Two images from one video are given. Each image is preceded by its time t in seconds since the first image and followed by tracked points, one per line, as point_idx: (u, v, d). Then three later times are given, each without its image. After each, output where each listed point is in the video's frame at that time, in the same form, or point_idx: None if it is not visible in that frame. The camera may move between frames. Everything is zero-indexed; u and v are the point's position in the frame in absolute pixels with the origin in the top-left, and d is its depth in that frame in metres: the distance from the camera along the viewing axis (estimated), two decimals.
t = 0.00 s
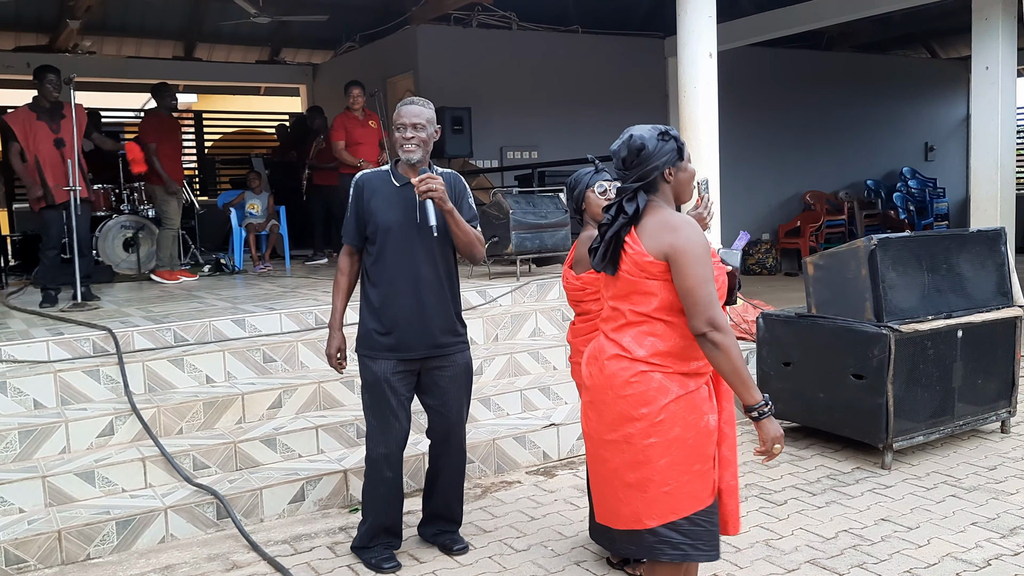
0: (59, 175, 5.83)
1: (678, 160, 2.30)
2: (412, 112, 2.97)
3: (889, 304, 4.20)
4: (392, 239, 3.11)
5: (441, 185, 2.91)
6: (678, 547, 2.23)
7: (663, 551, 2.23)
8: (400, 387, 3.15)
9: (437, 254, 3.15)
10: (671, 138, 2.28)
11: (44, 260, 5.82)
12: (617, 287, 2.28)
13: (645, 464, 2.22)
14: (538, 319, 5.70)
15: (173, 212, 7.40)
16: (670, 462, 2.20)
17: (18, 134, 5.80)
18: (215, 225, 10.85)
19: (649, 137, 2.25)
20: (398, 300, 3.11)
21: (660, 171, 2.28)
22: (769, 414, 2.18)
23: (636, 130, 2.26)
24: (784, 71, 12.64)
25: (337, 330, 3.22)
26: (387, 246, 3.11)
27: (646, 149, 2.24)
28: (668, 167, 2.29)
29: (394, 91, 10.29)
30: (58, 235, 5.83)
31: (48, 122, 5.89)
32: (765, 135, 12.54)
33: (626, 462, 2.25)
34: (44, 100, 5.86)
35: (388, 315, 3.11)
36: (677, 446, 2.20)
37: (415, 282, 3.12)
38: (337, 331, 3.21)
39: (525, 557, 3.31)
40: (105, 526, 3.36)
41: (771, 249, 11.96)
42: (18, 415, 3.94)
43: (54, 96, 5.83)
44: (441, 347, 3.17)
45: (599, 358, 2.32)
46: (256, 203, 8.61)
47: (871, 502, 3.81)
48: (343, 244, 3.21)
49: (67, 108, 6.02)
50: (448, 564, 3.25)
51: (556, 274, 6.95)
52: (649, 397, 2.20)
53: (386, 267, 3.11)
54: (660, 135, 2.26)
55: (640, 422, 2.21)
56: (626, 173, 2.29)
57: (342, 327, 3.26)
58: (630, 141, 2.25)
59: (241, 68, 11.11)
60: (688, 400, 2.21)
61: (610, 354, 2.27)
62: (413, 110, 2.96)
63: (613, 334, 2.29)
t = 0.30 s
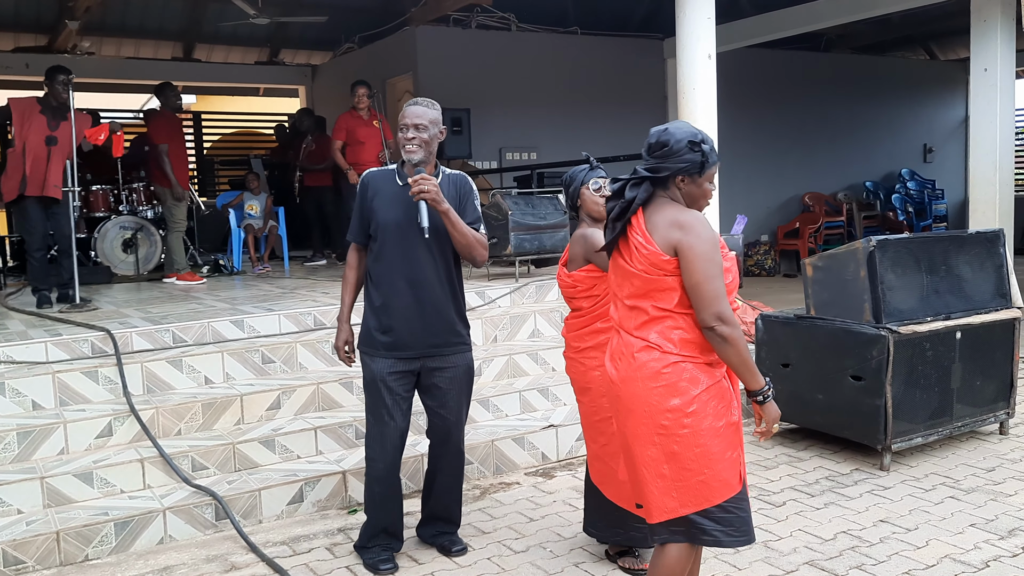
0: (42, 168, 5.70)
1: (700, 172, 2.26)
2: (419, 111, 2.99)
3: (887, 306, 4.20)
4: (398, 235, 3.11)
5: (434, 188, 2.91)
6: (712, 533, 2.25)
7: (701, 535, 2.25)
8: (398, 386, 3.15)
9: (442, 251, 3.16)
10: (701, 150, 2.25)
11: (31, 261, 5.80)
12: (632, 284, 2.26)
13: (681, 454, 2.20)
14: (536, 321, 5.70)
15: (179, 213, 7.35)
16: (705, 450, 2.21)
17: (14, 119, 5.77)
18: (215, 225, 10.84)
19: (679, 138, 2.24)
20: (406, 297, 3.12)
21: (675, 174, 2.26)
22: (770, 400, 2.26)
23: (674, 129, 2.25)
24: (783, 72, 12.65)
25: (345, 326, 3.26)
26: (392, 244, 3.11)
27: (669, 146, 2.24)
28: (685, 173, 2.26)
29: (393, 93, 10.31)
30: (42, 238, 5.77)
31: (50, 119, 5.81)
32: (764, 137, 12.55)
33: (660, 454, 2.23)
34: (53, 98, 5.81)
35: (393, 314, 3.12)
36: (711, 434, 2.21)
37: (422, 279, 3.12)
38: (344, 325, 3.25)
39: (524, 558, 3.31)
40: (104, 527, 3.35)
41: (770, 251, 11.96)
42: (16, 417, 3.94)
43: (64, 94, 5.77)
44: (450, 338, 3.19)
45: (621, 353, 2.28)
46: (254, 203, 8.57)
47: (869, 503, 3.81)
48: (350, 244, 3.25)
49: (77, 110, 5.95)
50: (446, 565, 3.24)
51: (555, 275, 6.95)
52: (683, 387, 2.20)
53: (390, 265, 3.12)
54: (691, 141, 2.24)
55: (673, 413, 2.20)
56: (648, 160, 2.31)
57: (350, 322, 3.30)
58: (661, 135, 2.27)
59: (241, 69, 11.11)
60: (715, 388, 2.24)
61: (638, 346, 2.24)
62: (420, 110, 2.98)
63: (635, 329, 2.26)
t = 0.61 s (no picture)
0: (40, 171, 5.70)
1: (720, 185, 2.25)
2: (423, 114, 3.01)
3: (885, 307, 4.22)
4: (397, 237, 3.12)
5: (431, 191, 2.92)
6: (719, 532, 2.24)
7: (704, 535, 2.24)
8: (397, 384, 3.17)
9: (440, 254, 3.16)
10: (728, 164, 2.23)
11: (35, 264, 5.83)
12: (637, 284, 2.29)
13: (683, 454, 2.20)
14: (535, 322, 5.72)
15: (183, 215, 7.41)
16: (707, 450, 2.20)
17: (15, 121, 5.80)
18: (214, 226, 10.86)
19: (711, 147, 2.22)
20: (405, 300, 3.14)
21: (692, 179, 2.26)
22: (758, 418, 2.17)
23: (709, 139, 2.24)
24: (782, 75, 12.68)
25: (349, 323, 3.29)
26: (389, 247, 3.13)
27: (698, 150, 2.24)
28: (704, 182, 2.25)
29: (393, 95, 10.37)
30: (46, 242, 5.79)
31: (48, 122, 5.83)
32: (763, 139, 12.58)
33: (664, 454, 2.24)
34: (51, 101, 5.80)
35: (390, 316, 3.14)
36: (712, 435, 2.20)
37: (418, 283, 3.13)
38: (350, 323, 3.28)
39: (523, 558, 3.32)
40: (104, 527, 3.37)
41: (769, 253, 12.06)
42: (17, 417, 3.94)
43: (63, 99, 5.79)
44: (450, 338, 3.19)
45: (625, 353, 2.31)
46: (256, 205, 8.63)
47: (867, 504, 3.83)
48: (354, 244, 3.28)
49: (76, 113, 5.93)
50: (445, 565, 3.26)
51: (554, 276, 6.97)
52: (681, 388, 2.20)
53: (388, 267, 3.14)
54: (721, 154, 2.21)
55: (673, 414, 2.20)
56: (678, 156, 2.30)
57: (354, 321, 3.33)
58: (696, 140, 2.25)
59: (241, 71, 11.13)
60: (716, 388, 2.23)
61: (639, 348, 2.27)
62: (421, 113, 2.99)
63: (637, 329, 2.28)
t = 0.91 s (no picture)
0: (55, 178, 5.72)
1: (742, 195, 2.20)
2: (424, 117, 2.97)
3: (887, 308, 4.19)
4: (399, 242, 3.10)
5: (442, 200, 2.88)
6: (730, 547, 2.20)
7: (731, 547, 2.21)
8: (394, 389, 3.13)
9: (441, 261, 3.15)
10: (752, 174, 2.19)
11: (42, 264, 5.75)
12: (654, 298, 2.32)
13: (700, 465, 2.19)
14: (535, 322, 5.69)
15: (184, 215, 7.37)
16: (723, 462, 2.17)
17: (17, 131, 5.73)
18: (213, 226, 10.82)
19: (738, 153, 2.19)
20: (403, 305, 3.10)
21: (713, 186, 2.22)
22: (733, 434, 2.06)
23: (737, 147, 2.20)
24: (782, 75, 12.65)
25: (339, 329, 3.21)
26: (390, 253, 3.10)
27: (724, 157, 2.21)
28: (726, 191, 2.21)
29: (392, 95, 10.34)
30: (56, 242, 5.70)
31: (49, 124, 5.77)
32: (763, 139, 12.54)
33: (681, 465, 2.23)
34: (47, 102, 5.74)
35: (390, 322, 3.11)
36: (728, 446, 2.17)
37: (417, 289, 3.10)
38: (339, 328, 3.20)
39: (523, 560, 3.29)
40: (101, 528, 3.34)
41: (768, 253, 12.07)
42: (13, 418, 3.91)
43: (60, 100, 5.73)
44: (450, 341, 3.19)
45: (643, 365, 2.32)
46: (253, 205, 8.55)
47: (869, 506, 3.80)
48: (346, 242, 3.22)
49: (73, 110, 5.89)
50: (445, 567, 3.23)
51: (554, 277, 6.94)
52: (692, 401, 2.19)
53: (387, 272, 3.11)
54: (747, 163, 2.18)
55: (687, 425, 2.20)
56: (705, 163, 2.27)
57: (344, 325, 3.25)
58: (724, 146, 2.22)
59: (240, 70, 11.09)
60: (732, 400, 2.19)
61: (655, 359, 2.27)
62: (424, 117, 2.94)
63: (654, 340, 2.31)
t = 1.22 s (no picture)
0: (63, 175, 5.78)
1: (768, 190, 2.24)
2: (426, 120, 2.99)
3: (887, 309, 4.20)
4: (404, 243, 3.12)
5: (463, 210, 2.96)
6: (730, 553, 2.22)
7: (714, 555, 2.23)
8: (396, 389, 3.15)
9: (444, 265, 3.18)
10: (779, 170, 2.22)
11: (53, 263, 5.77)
12: (672, 287, 2.33)
13: (698, 467, 2.24)
14: (536, 323, 5.71)
15: (197, 214, 7.36)
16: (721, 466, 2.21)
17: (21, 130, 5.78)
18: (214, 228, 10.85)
19: (764, 150, 2.22)
20: (403, 306, 3.12)
21: (739, 181, 2.25)
22: (746, 416, 2.11)
23: (764, 142, 2.23)
24: (782, 77, 12.68)
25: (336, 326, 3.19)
26: (395, 253, 3.12)
27: (751, 152, 2.24)
28: (752, 186, 2.25)
29: (393, 97, 10.38)
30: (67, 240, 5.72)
31: (53, 123, 5.81)
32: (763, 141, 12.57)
33: (682, 464, 2.28)
34: (51, 101, 5.79)
35: (391, 322, 3.13)
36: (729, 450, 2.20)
37: (419, 290, 3.13)
38: (335, 327, 3.19)
39: (524, 560, 3.31)
40: (104, 528, 3.36)
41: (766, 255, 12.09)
42: (17, 417, 3.94)
43: (64, 98, 5.76)
44: (447, 342, 3.22)
45: (654, 361, 2.36)
46: (255, 206, 8.59)
47: (869, 506, 3.82)
48: (340, 241, 3.20)
49: (79, 108, 5.90)
50: (446, 567, 3.25)
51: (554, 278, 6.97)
52: (700, 401, 2.22)
53: (391, 272, 3.12)
54: (774, 159, 2.22)
55: (692, 425, 2.24)
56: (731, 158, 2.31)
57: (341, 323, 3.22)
58: (752, 142, 2.25)
59: (241, 72, 11.12)
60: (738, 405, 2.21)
61: (666, 356, 2.31)
62: (428, 120, 2.98)
63: (670, 335, 2.32)
